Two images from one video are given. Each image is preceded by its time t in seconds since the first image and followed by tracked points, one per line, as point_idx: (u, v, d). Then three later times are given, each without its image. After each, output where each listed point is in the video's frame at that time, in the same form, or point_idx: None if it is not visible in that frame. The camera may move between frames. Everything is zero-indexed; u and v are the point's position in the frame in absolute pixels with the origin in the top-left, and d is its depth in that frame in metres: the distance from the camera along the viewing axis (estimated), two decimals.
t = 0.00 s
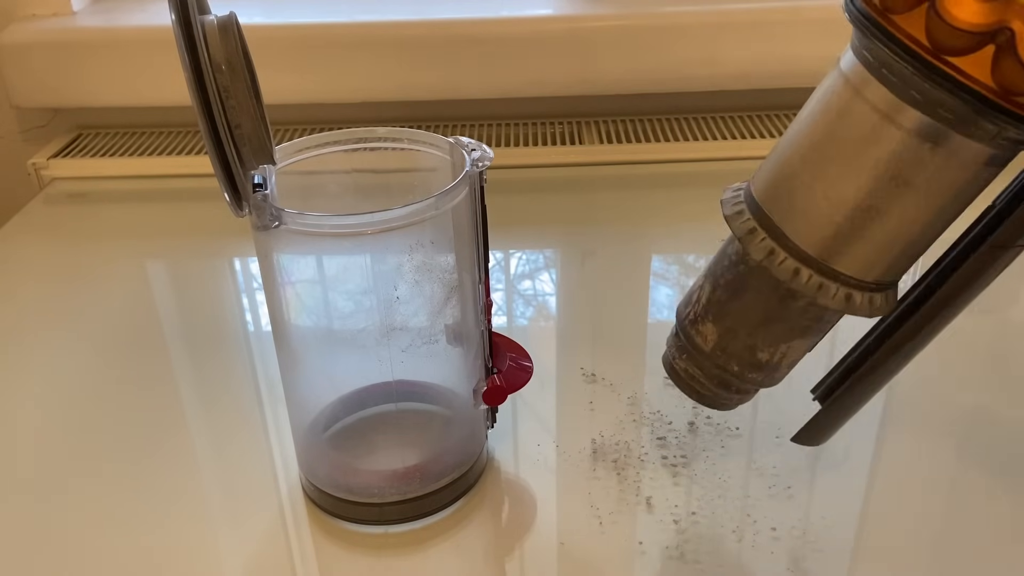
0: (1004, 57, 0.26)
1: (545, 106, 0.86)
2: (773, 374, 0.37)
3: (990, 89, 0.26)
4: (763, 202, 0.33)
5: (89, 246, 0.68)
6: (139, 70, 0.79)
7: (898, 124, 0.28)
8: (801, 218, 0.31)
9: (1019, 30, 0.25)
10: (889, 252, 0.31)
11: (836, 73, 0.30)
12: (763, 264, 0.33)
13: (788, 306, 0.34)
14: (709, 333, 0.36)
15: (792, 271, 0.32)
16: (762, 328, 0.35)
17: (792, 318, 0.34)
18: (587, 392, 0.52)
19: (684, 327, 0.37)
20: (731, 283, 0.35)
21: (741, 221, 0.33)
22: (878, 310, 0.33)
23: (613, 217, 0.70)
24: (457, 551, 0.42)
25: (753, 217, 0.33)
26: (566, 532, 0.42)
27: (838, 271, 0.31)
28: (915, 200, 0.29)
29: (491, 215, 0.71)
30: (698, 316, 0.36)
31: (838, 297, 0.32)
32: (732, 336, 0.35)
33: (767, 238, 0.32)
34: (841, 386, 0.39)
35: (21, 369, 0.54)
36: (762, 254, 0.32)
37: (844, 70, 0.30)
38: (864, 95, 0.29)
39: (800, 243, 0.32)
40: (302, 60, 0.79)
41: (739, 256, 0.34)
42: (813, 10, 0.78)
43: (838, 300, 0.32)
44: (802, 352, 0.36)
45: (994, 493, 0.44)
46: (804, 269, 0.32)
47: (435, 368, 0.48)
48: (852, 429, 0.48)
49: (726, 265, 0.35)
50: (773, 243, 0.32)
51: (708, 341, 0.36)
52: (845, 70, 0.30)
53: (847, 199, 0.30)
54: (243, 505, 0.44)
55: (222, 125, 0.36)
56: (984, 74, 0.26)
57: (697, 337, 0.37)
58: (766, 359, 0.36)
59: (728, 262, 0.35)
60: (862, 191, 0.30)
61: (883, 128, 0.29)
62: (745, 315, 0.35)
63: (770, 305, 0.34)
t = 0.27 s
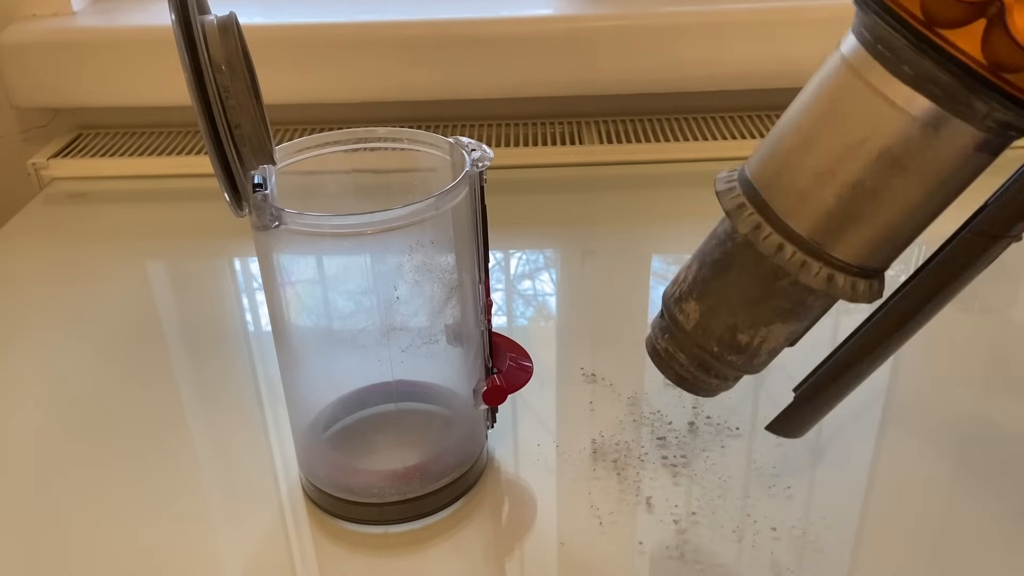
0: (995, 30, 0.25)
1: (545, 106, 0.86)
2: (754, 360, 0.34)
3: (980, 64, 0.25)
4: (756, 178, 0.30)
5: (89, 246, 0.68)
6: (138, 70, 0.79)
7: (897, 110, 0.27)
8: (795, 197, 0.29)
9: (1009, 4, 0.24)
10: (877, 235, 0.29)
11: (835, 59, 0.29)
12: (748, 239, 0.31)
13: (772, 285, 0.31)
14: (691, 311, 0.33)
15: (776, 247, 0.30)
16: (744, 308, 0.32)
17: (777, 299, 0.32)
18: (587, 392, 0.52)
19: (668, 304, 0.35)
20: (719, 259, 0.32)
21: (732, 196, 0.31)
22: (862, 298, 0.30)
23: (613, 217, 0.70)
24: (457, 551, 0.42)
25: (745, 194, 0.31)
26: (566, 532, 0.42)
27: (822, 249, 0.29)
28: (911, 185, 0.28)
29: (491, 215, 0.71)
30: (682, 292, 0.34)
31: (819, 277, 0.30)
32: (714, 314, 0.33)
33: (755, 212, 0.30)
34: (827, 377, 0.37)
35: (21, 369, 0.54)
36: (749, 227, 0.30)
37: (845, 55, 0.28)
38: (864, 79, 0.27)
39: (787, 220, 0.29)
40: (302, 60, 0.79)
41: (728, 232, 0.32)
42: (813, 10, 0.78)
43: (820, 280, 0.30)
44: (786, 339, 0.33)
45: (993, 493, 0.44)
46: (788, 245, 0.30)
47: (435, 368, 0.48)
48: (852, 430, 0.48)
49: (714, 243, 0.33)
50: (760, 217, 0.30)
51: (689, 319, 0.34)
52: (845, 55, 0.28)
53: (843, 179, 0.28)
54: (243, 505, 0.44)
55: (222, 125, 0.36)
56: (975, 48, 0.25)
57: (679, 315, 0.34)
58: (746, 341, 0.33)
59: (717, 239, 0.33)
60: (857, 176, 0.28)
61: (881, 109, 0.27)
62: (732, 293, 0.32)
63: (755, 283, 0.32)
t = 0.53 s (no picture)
0: (961, 48, 0.24)
1: (545, 106, 0.86)
2: (741, 343, 0.33)
3: (947, 81, 0.24)
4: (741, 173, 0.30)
5: (89, 246, 0.68)
6: (138, 70, 0.79)
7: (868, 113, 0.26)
8: (773, 193, 0.29)
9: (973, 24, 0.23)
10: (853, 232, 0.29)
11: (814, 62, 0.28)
12: (731, 232, 0.30)
13: (756, 276, 0.31)
14: (681, 297, 0.33)
15: (757, 241, 0.30)
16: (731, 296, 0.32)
17: (762, 288, 0.31)
18: (587, 392, 0.52)
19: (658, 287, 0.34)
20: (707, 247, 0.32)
21: (719, 189, 0.31)
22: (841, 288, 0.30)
23: (613, 217, 0.70)
24: (457, 551, 0.42)
25: (730, 186, 0.31)
26: (567, 532, 0.42)
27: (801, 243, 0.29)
28: (883, 186, 0.27)
29: (491, 215, 0.71)
30: (671, 278, 0.33)
31: (798, 270, 0.29)
32: (701, 300, 0.32)
33: (738, 207, 0.30)
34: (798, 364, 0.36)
35: (21, 369, 0.54)
36: (732, 221, 0.30)
37: (823, 56, 0.27)
38: (839, 83, 0.26)
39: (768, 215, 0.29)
40: (302, 60, 0.79)
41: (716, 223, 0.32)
42: (813, 10, 0.78)
43: (798, 273, 0.29)
44: (772, 325, 0.33)
45: (993, 493, 0.44)
46: (768, 240, 0.29)
47: (434, 367, 0.48)
48: (853, 430, 0.48)
49: (701, 231, 0.33)
50: (743, 212, 0.30)
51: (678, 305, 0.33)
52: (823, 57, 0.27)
53: (817, 180, 0.28)
54: (243, 505, 0.44)
55: (222, 125, 0.36)
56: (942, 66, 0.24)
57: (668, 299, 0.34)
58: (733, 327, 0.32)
59: (704, 227, 0.32)
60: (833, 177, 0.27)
61: (853, 114, 0.26)
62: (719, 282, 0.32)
63: (741, 274, 0.31)
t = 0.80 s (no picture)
0: (955, 52, 0.24)
1: (545, 106, 0.86)
2: (762, 366, 0.33)
3: (945, 83, 0.25)
4: (751, 195, 0.31)
5: (89, 246, 0.68)
6: (138, 70, 0.79)
7: (875, 126, 0.27)
8: (784, 213, 0.29)
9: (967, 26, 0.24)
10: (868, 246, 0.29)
11: (816, 80, 0.29)
12: (744, 252, 0.31)
13: (771, 295, 0.31)
14: (698, 321, 0.34)
15: (771, 258, 0.30)
16: (746, 317, 0.32)
17: (777, 308, 0.31)
18: (587, 392, 0.52)
19: (677, 316, 0.35)
20: (721, 271, 0.33)
21: (730, 212, 0.32)
22: (855, 302, 0.30)
23: (613, 217, 0.70)
24: (457, 551, 0.42)
25: (740, 207, 0.31)
26: (567, 532, 0.42)
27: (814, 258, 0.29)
28: (895, 198, 0.28)
29: (491, 215, 0.71)
30: (690, 305, 0.34)
31: (814, 285, 0.30)
32: (718, 323, 0.33)
33: (750, 226, 0.30)
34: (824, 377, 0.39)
35: (21, 369, 0.54)
36: (744, 240, 0.30)
37: (823, 76, 0.28)
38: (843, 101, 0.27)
39: (779, 231, 0.30)
40: (302, 60, 0.79)
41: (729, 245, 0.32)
42: (813, 10, 0.78)
43: (814, 288, 0.30)
44: (793, 345, 0.33)
45: (994, 492, 0.44)
46: (782, 256, 0.30)
47: (434, 367, 0.48)
48: (853, 429, 0.48)
49: (716, 255, 0.33)
50: (755, 230, 0.30)
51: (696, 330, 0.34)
52: (824, 75, 0.28)
53: (828, 197, 0.28)
54: (243, 505, 0.44)
55: (222, 125, 0.36)
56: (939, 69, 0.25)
57: (687, 326, 0.34)
58: (751, 348, 0.33)
59: (718, 250, 0.33)
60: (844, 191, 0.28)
61: (859, 129, 0.27)
62: (734, 304, 0.32)
63: (756, 293, 0.31)
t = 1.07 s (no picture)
0: (953, 64, 0.25)
1: (545, 106, 0.86)
2: (771, 372, 0.35)
3: (943, 95, 0.25)
4: (758, 205, 0.32)
5: (88, 246, 0.68)
6: (139, 69, 0.79)
7: (879, 137, 0.28)
8: (790, 221, 0.30)
9: (964, 39, 0.25)
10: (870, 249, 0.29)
11: (821, 93, 0.30)
12: (752, 261, 0.32)
13: (778, 303, 0.32)
14: (709, 329, 0.35)
15: (777, 267, 0.31)
16: (755, 324, 0.33)
17: (785, 315, 0.33)
18: (587, 392, 0.52)
19: (689, 323, 0.36)
20: (730, 280, 0.34)
21: (737, 222, 0.33)
22: (860, 309, 0.31)
23: (613, 217, 0.70)
24: (457, 551, 0.42)
25: (748, 218, 0.32)
26: (567, 533, 0.42)
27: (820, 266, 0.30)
28: (898, 207, 0.29)
29: (490, 215, 0.71)
30: (701, 313, 0.35)
31: (819, 292, 0.31)
32: (728, 331, 0.34)
33: (757, 236, 0.31)
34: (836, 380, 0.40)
35: (20, 369, 0.54)
36: (751, 250, 0.32)
37: (828, 89, 0.29)
38: (848, 112, 0.28)
39: (785, 241, 0.31)
40: (302, 60, 0.79)
41: (737, 255, 0.33)
42: (814, 10, 0.78)
43: (819, 296, 0.31)
44: (802, 350, 0.34)
45: (994, 493, 0.44)
46: (787, 265, 0.31)
47: (434, 368, 0.48)
48: (853, 429, 0.48)
49: (725, 264, 0.34)
50: (761, 240, 0.31)
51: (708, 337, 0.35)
52: (830, 88, 0.29)
53: (834, 206, 0.29)
54: (243, 505, 0.44)
55: (222, 125, 0.36)
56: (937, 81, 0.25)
57: (699, 333, 0.35)
58: (760, 355, 0.34)
59: (727, 259, 0.34)
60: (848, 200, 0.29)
61: (862, 140, 0.28)
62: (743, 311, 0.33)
63: (764, 301, 0.33)
